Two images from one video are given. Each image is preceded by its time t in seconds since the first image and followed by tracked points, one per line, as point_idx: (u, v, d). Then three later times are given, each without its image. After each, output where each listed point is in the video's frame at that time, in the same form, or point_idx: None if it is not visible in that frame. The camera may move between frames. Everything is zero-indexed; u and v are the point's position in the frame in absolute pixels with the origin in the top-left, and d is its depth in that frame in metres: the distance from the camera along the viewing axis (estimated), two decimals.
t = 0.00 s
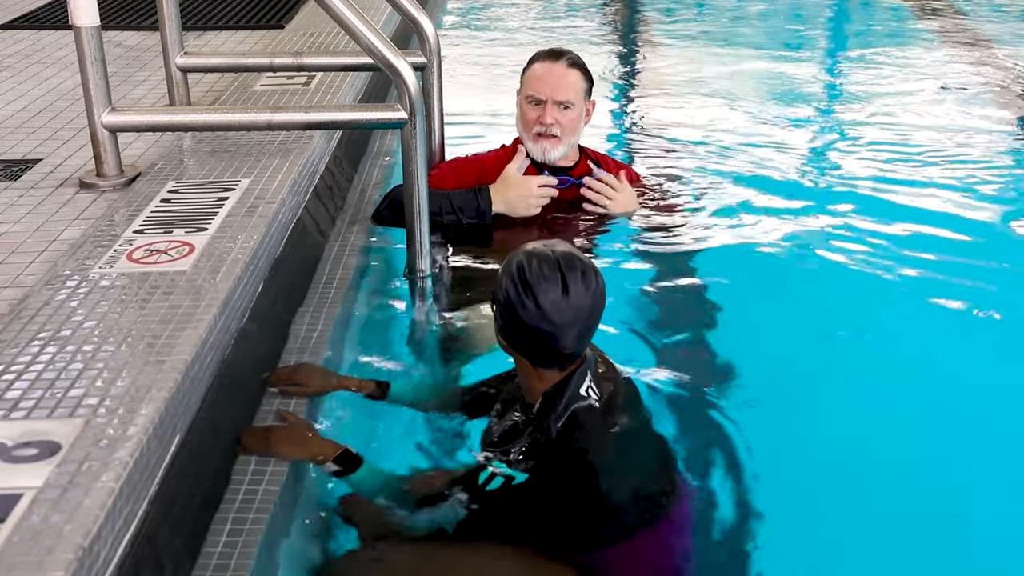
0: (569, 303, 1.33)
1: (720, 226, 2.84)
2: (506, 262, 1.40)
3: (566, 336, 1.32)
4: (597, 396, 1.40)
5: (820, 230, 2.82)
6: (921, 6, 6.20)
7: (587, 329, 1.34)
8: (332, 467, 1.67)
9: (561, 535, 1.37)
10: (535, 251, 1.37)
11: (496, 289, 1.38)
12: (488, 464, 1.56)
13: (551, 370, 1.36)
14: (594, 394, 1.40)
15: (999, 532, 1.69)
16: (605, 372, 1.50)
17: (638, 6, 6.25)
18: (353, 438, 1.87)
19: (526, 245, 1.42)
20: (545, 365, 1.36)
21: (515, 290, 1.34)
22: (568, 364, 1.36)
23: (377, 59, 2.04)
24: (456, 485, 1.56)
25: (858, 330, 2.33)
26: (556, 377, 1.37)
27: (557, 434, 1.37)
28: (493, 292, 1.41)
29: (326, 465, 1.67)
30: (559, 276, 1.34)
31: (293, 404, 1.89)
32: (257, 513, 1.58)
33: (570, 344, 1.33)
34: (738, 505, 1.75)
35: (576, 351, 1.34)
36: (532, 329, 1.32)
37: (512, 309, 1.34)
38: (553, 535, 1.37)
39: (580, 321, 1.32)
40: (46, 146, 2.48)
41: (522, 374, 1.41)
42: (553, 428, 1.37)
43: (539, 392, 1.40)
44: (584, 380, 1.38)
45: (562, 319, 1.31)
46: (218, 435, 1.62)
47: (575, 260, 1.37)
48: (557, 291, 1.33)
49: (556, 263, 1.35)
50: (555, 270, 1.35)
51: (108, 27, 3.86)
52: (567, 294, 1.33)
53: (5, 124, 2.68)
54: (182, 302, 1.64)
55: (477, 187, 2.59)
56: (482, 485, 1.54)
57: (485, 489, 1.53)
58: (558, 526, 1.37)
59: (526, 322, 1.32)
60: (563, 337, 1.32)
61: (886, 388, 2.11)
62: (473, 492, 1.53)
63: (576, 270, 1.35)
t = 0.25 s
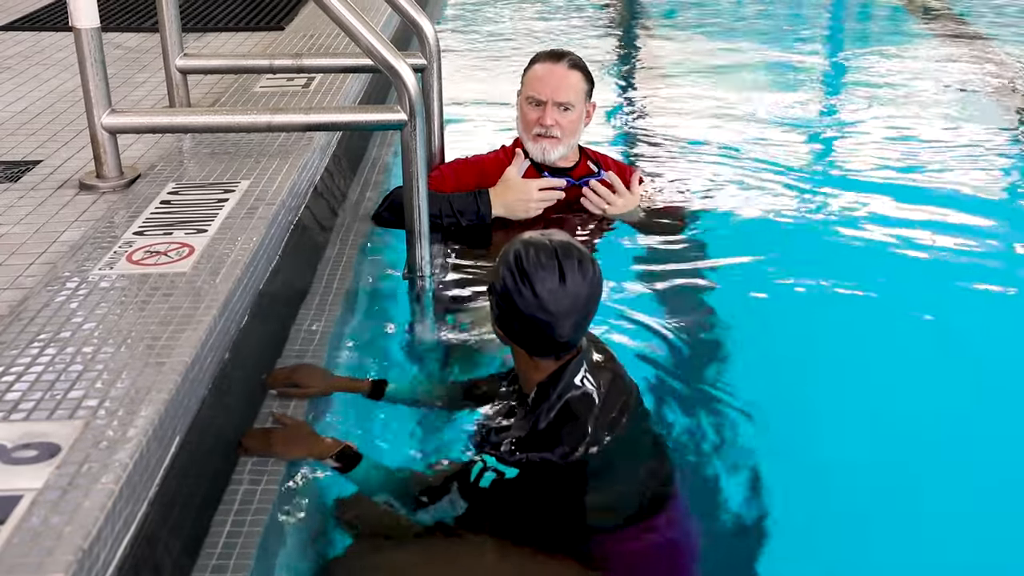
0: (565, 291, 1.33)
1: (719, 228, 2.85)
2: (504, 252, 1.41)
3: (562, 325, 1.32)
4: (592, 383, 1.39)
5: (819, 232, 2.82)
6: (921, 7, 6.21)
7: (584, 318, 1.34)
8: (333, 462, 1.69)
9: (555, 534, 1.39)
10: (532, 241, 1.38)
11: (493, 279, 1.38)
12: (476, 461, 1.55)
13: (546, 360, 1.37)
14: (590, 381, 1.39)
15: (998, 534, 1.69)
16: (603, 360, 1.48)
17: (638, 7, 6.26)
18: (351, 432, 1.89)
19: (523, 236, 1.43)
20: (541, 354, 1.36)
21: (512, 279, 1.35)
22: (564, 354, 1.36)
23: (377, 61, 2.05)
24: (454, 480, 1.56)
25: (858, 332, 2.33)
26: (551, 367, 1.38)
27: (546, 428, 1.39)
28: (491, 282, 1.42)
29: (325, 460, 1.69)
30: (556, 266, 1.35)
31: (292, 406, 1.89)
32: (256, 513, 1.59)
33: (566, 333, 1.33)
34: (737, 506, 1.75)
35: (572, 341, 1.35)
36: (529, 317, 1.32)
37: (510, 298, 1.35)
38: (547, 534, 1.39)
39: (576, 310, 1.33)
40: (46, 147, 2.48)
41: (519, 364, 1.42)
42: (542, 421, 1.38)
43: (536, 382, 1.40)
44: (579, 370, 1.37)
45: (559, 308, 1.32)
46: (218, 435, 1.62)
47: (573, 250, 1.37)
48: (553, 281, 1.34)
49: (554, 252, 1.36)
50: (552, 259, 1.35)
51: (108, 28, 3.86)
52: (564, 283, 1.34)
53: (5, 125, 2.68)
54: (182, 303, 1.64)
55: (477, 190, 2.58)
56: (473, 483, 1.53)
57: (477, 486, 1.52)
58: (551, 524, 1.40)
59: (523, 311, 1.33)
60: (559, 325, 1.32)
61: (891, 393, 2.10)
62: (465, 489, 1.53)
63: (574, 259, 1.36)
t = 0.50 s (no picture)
0: (567, 280, 1.32)
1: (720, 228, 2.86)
2: (505, 242, 1.40)
3: (564, 314, 1.31)
4: (596, 373, 1.38)
5: (819, 233, 2.83)
6: (920, 7, 6.21)
7: (585, 307, 1.33)
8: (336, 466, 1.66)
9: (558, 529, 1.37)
10: (534, 230, 1.36)
11: (495, 268, 1.37)
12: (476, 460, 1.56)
13: (548, 350, 1.36)
14: (593, 371, 1.38)
15: (999, 535, 1.69)
16: (605, 351, 1.45)
17: (638, 7, 6.26)
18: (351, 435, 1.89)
19: (525, 226, 1.41)
20: (543, 344, 1.35)
21: (513, 268, 1.33)
22: (566, 345, 1.35)
23: (377, 62, 2.05)
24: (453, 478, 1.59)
25: (859, 332, 2.33)
26: (555, 357, 1.37)
27: (547, 420, 1.39)
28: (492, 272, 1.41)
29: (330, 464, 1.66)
30: (557, 255, 1.34)
31: (291, 403, 1.88)
32: (256, 513, 1.58)
33: (568, 323, 1.32)
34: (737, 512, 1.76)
35: (574, 330, 1.34)
36: (530, 307, 1.31)
37: (511, 287, 1.33)
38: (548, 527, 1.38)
39: (577, 299, 1.32)
40: (46, 148, 2.48)
41: (522, 355, 1.40)
42: (543, 414, 1.38)
43: (538, 372, 1.39)
44: (582, 360, 1.37)
45: (560, 297, 1.31)
46: (218, 436, 1.62)
47: (574, 239, 1.36)
48: (555, 269, 1.32)
49: (555, 241, 1.35)
50: (554, 248, 1.34)
51: (108, 29, 3.87)
52: (565, 272, 1.32)
53: (5, 126, 2.68)
54: (182, 304, 1.64)
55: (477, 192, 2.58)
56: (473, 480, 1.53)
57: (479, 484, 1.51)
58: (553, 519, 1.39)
59: (525, 301, 1.32)
60: (560, 315, 1.31)
61: (892, 392, 2.10)
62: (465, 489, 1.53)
63: (575, 248, 1.35)
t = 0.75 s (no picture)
0: (572, 279, 1.32)
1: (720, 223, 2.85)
2: (511, 240, 1.40)
3: (568, 314, 1.31)
4: (596, 373, 1.37)
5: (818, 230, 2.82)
6: (919, 6, 6.21)
7: (590, 306, 1.33)
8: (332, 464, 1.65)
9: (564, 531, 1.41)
10: (539, 229, 1.36)
11: (500, 266, 1.37)
12: (477, 454, 1.40)
13: (552, 349, 1.35)
14: (594, 371, 1.37)
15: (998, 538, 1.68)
16: (609, 350, 1.47)
17: (637, 6, 6.26)
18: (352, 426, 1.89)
19: (530, 225, 1.41)
20: (547, 344, 1.34)
21: (519, 267, 1.34)
22: (570, 344, 1.35)
23: (377, 62, 2.05)
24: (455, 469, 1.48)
25: (859, 330, 2.31)
26: (557, 356, 1.36)
27: (546, 420, 1.36)
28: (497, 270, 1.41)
29: (325, 461, 1.66)
30: (563, 254, 1.34)
31: (292, 405, 1.89)
32: (256, 514, 1.59)
33: (572, 322, 1.32)
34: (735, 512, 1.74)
35: (578, 330, 1.34)
36: (535, 305, 1.31)
37: (516, 286, 1.34)
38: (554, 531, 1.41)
39: (582, 298, 1.32)
40: (45, 149, 2.48)
41: (523, 354, 1.39)
42: (543, 413, 1.35)
43: (539, 372, 1.37)
44: (584, 360, 1.36)
45: (565, 296, 1.31)
46: (218, 436, 1.62)
47: (580, 238, 1.36)
48: (560, 269, 1.32)
49: (561, 240, 1.35)
50: (560, 247, 1.34)
51: (107, 30, 3.86)
52: (570, 271, 1.33)
53: (4, 126, 2.68)
54: (181, 305, 1.64)
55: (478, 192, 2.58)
56: (474, 475, 1.40)
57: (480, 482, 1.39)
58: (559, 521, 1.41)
59: (530, 300, 1.32)
60: (565, 314, 1.31)
61: (892, 388, 2.09)
62: (467, 484, 1.41)
63: (581, 247, 1.35)
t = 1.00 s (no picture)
0: (573, 283, 1.31)
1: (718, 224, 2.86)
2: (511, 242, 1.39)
3: (569, 317, 1.31)
4: (597, 377, 1.35)
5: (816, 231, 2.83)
6: (916, 6, 6.22)
7: (590, 310, 1.32)
8: (336, 465, 1.63)
9: (564, 533, 1.37)
10: (540, 232, 1.35)
11: (501, 269, 1.36)
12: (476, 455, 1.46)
13: (552, 352, 1.34)
14: (595, 374, 1.35)
15: (998, 538, 1.69)
16: (610, 353, 1.42)
17: (635, 6, 6.26)
18: (349, 430, 1.89)
19: (531, 227, 1.40)
20: (547, 347, 1.34)
21: (520, 270, 1.33)
22: (571, 347, 1.34)
23: (376, 62, 2.05)
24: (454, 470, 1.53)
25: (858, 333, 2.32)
26: (557, 360, 1.34)
27: (546, 423, 1.35)
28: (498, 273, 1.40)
29: (329, 463, 1.64)
30: (564, 257, 1.33)
31: (290, 406, 1.88)
32: (255, 513, 1.59)
33: (573, 325, 1.32)
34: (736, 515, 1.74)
35: (579, 333, 1.33)
36: (536, 309, 1.31)
37: (517, 289, 1.33)
38: (553, 533, 1.38)
39: (583, 302, 1.31)
40: (44, 149, 2.48)
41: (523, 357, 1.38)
42: (542, 416, 1.35)
43: (539, 375, 1.36)
44: (584, 363, 1.34)
45: (566, 300, 1.30)
46: (216, 435, 1.62)
47: (581, 241, 1.35)
48: (561, 272, 1.32)
49: (562, 244, 1.34)
50: (561, 250, 1.33)
51: (106, 30, 3.86)
52: (572, 274, 1.32)
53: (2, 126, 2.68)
54: (180, 304, 1.64)
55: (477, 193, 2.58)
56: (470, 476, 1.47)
57: (474, 482, 1.45)
58: (558, 525, 1.38)
59: (530, 302, 1.31)
60: (565, 318, 1.30)
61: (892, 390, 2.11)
62: (461, 483, 1.47)
63: (582, 251, 1.34)
